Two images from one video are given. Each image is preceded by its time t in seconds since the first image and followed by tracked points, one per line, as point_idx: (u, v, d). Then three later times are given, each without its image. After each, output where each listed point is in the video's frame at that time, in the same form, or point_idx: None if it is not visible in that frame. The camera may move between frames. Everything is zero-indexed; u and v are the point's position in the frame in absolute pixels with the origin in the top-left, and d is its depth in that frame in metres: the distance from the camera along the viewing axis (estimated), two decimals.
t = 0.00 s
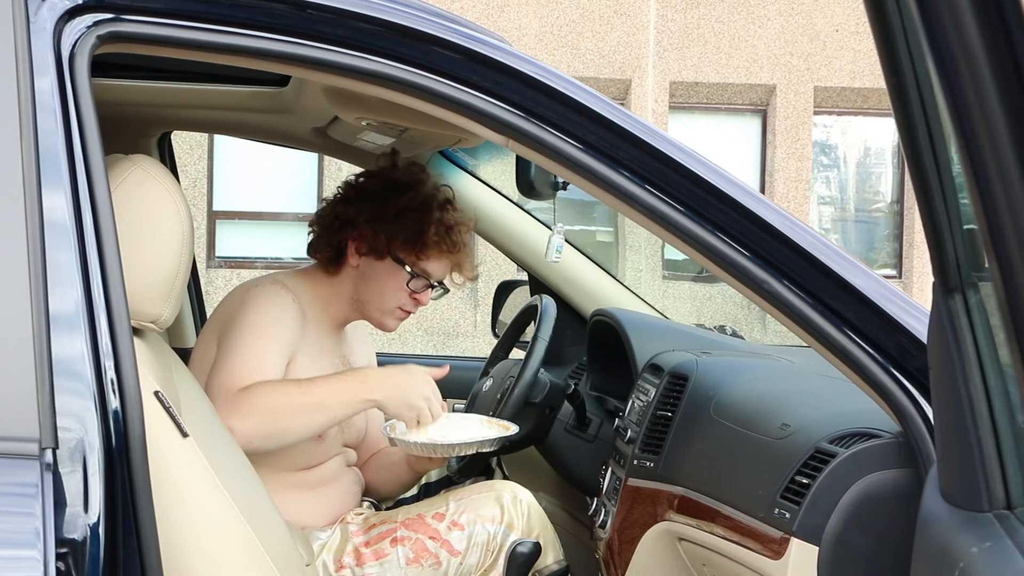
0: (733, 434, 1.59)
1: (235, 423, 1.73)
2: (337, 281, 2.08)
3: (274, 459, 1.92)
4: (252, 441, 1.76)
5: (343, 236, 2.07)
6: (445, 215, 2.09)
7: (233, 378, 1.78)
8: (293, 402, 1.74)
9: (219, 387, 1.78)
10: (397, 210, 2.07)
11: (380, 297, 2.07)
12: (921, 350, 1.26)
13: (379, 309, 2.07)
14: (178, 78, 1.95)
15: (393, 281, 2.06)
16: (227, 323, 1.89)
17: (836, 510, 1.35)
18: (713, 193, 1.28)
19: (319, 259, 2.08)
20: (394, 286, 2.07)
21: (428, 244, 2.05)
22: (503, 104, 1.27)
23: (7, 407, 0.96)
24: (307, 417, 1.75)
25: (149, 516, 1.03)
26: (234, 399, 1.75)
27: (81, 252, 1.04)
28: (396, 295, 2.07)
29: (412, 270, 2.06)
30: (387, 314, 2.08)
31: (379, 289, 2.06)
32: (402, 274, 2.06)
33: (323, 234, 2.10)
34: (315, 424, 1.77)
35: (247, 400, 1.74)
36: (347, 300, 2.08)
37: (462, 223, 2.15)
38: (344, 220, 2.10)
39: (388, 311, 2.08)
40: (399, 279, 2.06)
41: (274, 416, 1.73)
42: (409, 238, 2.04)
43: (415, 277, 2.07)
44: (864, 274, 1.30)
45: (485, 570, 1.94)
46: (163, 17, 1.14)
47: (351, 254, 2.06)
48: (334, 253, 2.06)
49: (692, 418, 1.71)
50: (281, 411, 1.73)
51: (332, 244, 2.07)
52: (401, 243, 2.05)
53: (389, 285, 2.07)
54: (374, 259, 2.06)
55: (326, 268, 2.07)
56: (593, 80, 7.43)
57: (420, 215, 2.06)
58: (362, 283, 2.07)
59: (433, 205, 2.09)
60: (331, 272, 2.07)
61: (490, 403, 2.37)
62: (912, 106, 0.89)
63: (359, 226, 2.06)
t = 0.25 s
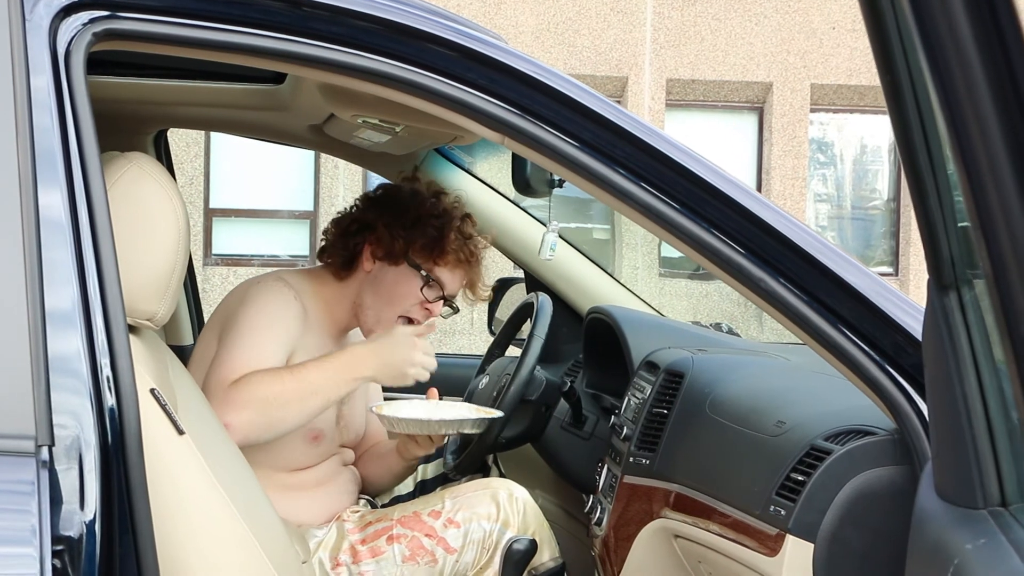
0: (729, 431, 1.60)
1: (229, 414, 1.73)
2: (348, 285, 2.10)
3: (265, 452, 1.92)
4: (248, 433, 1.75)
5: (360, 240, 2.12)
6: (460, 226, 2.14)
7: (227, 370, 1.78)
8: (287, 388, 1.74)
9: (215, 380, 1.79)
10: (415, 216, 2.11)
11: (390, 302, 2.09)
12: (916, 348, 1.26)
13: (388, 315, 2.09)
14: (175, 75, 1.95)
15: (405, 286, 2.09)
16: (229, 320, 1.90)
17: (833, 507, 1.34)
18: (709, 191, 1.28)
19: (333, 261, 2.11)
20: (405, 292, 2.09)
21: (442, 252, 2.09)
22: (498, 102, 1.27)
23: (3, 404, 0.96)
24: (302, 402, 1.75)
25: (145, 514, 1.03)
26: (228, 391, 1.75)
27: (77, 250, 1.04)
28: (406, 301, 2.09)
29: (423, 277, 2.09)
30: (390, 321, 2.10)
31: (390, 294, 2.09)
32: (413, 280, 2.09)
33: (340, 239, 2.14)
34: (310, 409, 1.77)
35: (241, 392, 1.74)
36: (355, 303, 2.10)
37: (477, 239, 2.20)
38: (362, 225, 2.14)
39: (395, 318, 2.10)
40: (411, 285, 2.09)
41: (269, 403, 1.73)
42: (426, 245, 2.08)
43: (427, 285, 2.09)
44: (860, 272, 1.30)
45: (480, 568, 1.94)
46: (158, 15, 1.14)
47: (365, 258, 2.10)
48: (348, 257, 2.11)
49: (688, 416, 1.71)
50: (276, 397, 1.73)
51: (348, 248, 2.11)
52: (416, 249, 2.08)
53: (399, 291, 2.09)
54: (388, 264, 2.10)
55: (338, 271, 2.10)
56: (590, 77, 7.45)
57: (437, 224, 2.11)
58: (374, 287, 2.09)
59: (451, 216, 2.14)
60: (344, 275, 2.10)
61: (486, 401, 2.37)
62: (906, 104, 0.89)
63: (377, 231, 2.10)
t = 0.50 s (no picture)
0: (726, 429, 1.60)
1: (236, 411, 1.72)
2: (355, 281, 2.13)
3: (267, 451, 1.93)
4: (254, 430, 1.74)
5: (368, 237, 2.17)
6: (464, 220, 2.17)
7: (230, 364, 1.79)
8: (291, 375, 1.74)
9: (218, 378, 1.79)
10: (421, 210, 2.14)
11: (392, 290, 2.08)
12: (912, 346, 1.27)
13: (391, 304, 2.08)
14: (172, 75, 1.95)
15: (407, 274, 2.09)
16: (232, 318, 1.91)
17: (830, 504, 1.35)
18: (706, 190, 1.29)
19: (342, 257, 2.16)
20: (407, 280, 2.09)
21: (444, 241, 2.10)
22: (494, 101, 1.27)
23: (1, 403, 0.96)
24: (306, 390, 1.75)
25: (142, 514, 1.03)
26: (232, 384, 1.75)
27: (74, 249, 1.04)
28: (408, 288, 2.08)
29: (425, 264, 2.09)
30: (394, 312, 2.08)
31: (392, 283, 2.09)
32: (416, 268, 2.09)
33: (350, 238, 2.20)
34: (313, 397, 1.77)
35: (240, 387, 1.73)
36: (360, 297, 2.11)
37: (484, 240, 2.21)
38: (371, 224, 2.20)
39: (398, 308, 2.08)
40: (413, 272, 2.09)
41: (271, 397, 1.72)
42: (428, 232, 2.10)
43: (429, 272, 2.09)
44: (856, 271, 1.30)
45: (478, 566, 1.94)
46: (155, 15, 1.14)
47: (371, 252, 2.14)
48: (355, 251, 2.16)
49: (685, 414, 1.71)
50: (280, 386, 1.73)
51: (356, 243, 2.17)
52: (418, 238, 2.10)
53: (401, 279, 2.09)
54: (392, 256, 2.11)
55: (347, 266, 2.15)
56: (587, 76, 7.50)
57: (441, 216, 2.14)
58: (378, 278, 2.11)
59: (456, 212, 2.18)
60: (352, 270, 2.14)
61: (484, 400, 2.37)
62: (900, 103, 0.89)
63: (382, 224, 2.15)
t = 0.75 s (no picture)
0: (723, 429, 1.60)
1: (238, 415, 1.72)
2: (355, 282, 2.14)
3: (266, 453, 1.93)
4: (256, 435, 1.74)
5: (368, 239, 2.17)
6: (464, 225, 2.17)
7: (233, 370, 1.78)
8: (295, 378, 1.75)
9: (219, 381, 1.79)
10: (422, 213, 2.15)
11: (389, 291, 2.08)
12: (907, 345, 1.27)
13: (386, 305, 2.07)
14: (168, 76, 1.95)
15: (405, 276, 2.09)
16: (233, 321, 1.91)
17: (828, 503, 1.35)
18: (703, 190, 1.29)
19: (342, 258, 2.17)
20: (404, 282, 2.09)
21: (443, 244, 2.10)
22: (490, 102, 1.27)
23: None
24: (310, 395, 1.76)
25: (140, 515, 1.04)
26: (236, 390, 1.75)
27: (71, 251, 1.04)
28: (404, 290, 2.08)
29: (423, 266, 2.09)
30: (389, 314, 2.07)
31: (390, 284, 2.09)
32: (413, 270, 2.09)
33: (351, 240, 2.21)
34: (316, 402, 1.77)
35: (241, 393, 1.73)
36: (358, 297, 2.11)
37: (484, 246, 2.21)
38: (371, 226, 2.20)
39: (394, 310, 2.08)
40: (410, 274, 2.09)
41: (272, 402, 1.73)
42: (426, 235, 2.10)
43: (426, 275, 2.09)
44: (853, 271, 1.30)
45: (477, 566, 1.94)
46: (150, 17, 1.14)
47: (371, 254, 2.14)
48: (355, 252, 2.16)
49: (682, 414, 1.71)
50: (284, 391, 1.73)
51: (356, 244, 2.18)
52: (416, 240, 2.10)
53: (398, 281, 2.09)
54: (391, 258, 2.12)
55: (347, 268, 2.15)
56: (584, 76, 7.50)
57: (441, 220, 2.15)
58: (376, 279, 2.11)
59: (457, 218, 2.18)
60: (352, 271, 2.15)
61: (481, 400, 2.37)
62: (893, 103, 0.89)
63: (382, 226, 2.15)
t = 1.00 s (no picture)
0: (721, 432, 1.60)
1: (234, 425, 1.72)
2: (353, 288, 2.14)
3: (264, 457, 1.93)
4: (249, 444, 1.74)
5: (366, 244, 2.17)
6: (463, 232, 2.16)
7: (230, 377, 1.78)
8: (292, 391, 1.75)
9: (218, 387, 1.79)
10: (420, 219, 2.15)
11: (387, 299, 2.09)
12: (906, 347, 1.27)
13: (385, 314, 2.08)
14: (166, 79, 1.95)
15: (403, 284, 2.10)
16: (231, 326, 1.90)
17: (825, 506, 1.35)
18: (701, 193, 1.29)
19: (340, 263, 2.17)
20: (402, 290, 2.09)
21: (441, 252, 2.10)
22: (488, 105, 1.27)
23: None
24: (307, 406, 1.75)
25: (138, 517, 1.03)
26: (230, 398, 1.75)
27: (69, 253, 1.04)
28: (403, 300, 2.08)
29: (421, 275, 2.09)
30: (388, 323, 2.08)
31: (388, 292, 2.09)
32: (411, 279, 2.09)
33: (348, 243, 2.20)
34: (312, 413, 1.77)
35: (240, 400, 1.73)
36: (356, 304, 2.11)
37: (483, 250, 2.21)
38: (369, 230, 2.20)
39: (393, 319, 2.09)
40: (409, 283, 2.09)
41: (269, 411, 1.72)
42: (425, 243, 2.10)
43: (424, 284, 2.09)
44: (852, 274, 1.30)
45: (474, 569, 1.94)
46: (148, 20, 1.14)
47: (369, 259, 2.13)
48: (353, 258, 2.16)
49: (680, 416, 1.71)
50: (281, 401, 1.73)
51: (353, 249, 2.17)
52: (415, 248, 2.10)
53: (397, 290, 2.09)
54: (389, 265, 2.12)
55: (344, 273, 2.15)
56: (582, 77, 7.50)
57: (439, 227, 2.14)
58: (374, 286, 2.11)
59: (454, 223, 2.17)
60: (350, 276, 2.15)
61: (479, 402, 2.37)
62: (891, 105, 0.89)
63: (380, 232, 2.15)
